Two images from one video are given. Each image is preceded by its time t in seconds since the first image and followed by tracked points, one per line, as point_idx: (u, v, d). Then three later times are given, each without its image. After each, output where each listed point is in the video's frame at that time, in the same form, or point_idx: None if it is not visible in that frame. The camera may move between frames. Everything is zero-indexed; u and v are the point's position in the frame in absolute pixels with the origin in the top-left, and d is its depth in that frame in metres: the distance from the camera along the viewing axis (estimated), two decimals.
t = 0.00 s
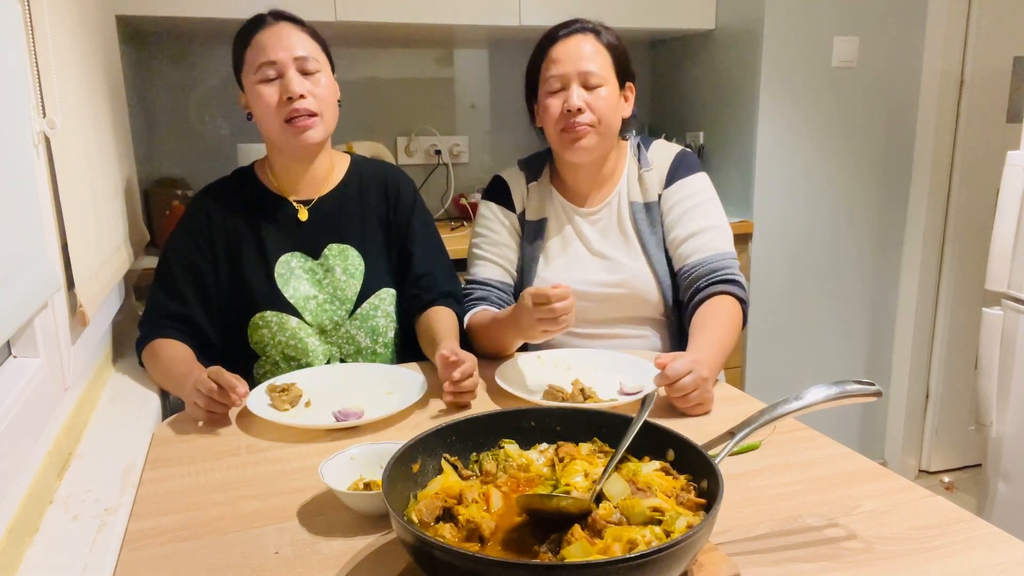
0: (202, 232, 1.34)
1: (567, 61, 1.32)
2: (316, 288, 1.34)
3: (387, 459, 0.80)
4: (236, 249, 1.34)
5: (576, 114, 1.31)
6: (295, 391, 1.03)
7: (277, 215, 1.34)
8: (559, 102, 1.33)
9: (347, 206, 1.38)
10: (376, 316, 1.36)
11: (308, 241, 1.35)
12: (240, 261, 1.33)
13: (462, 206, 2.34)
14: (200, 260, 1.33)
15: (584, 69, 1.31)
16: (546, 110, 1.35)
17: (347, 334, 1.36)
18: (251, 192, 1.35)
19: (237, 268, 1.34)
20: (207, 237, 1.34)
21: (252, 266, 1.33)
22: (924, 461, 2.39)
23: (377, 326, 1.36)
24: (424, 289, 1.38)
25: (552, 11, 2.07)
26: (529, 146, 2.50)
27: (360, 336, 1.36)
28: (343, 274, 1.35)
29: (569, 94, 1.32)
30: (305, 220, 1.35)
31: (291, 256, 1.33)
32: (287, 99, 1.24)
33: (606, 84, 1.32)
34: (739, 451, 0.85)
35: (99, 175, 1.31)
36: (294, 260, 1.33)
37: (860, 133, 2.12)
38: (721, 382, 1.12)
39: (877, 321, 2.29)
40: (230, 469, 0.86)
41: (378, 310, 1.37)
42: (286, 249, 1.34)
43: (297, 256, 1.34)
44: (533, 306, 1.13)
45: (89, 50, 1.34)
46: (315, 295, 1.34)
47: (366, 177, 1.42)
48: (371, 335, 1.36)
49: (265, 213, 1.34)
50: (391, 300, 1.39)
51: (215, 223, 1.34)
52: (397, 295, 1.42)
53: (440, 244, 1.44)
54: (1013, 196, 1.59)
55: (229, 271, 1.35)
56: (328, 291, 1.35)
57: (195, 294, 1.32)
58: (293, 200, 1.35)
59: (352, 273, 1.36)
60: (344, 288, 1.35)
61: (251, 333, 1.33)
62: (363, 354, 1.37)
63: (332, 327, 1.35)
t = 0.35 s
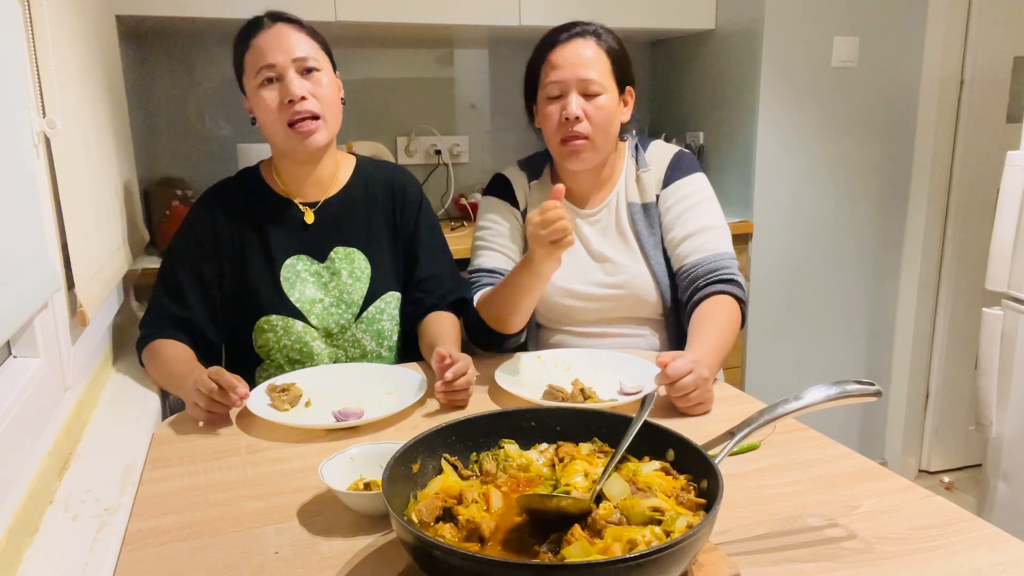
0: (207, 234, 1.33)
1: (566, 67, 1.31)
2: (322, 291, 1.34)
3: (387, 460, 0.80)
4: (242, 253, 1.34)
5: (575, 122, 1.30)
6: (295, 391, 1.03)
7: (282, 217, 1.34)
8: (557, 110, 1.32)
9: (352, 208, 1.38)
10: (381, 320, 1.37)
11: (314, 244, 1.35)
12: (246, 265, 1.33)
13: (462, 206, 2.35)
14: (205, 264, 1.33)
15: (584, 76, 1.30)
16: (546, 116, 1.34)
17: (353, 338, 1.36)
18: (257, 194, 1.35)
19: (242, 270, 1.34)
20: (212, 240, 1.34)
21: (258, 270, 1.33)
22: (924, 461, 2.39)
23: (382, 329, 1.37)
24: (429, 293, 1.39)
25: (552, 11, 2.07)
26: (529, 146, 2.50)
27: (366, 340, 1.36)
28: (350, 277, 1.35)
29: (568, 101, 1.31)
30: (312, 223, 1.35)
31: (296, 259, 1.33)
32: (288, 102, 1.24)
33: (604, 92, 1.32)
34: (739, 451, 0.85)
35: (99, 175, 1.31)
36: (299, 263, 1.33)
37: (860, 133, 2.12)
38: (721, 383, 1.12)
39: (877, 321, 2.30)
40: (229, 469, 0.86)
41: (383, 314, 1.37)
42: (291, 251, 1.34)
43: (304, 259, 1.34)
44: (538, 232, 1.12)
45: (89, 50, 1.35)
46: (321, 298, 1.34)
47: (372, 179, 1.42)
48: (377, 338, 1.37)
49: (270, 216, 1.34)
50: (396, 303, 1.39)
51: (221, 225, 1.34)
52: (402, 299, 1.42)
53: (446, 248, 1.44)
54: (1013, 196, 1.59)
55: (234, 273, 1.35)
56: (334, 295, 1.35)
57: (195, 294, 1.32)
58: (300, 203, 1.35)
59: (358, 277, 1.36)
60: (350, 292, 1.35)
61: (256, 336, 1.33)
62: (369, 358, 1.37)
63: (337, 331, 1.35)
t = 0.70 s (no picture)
0: (209, 235, 1.34)
1: (571, 71, 1.30)
2: (321, 291, 1.34)
3: (387, 460, 0.80)
4: (242, 253, 1.34)
5: (580, 127, 1.31)
6: (295, 391, 1.03)
7: (282, 218, 1.34)
8: (561, 116, 1.32)
9: (352, 209, 1.38)
10: (381, 320, 1.37)
11: (314, 244, 1.35)
12: (246, 266, 1.33)
13: (462, 206, 2.35)
14: (206, 266, 1.33)
15: (590, 82, 1.29)
16: (549, 119, 1.34)
17: (353, 338, 1.35)
18: (257, 195, 1.35)
19: (243, 271, 1.34)
20: (213, 241, 1.34)
21: (258, 271, 1.33)
22: (924, 461, 2.39)
23: (381, 330, 1.37)
24: (430, 291, 1.40)
25: (552, 10, 2.07)
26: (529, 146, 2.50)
27: (366, 340, 1.36)
28: (349, 277, 1.35)
29: (572, 106, 1.30)
30: (312, 223, 1.35)
31: (296, 259, 1.33)
32: (290, 103, 1.24)
33: (609, 99, 1.31)
34: (739, 451, 0.85)
35: (99, 175, 1.31)
36: (299, 263, 1.33)
37: (860, 133, 2.12)
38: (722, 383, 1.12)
39: (877, 321, 2.30)
40: (229, 469, 0.86)
41: (383, 314, 1.37)
42: (291, 251, 1.34)
43: (304, 259, 1.34)
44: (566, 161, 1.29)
45: (89, 50, 1.35)
46: (320, 298, 1.34)
47: (372, 180, 1.42)
48: (376, 338, 1.36)
49: (270, 216, 1.34)
50: (396, 303, 1.39)
51: (221, 228, 1.34)
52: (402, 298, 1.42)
53: (448, 248, 1.44)
54: (1013, 196, 1.59)
55: (235, 274, 1.35)
56: (333, 295, 1.35)
57: (196, 295, 1.32)
58: (300, 203, 1.35)
59: (357, 277, 1.36)
60: (350, 292, 1.35)
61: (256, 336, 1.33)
62: (368, 358, 1.37)
63: (338, 331, 1.35)
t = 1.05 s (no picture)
0: (208, 234, 1.33)
1: (578, 72, 1.29)
2: (320, 288, 1.34)
3: (387, 459, 0.80)
4: (242, 252, 1.34)
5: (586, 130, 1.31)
6: (295, 391, 1.03)
7: (280, 216, 1.34)
8: (567, 118, 1.31)
9: (349, 206, 1.38)
10: (379, 316, 1.37)
11: (311, 241, 1.35)
12: (245, 265, 1.33)
13: (462, 206, 2.35)
14: (207, 265, 1.33)
15: (596, 83, 1.29)
16: (554, 122, 1.33)
17: (351, 334, 1.35)
18: (254, 193, 1.35)
19: (243, 270, 1.34)
20: (212, 241, 1.34)
21: (258, 269, 1.33)
22: (924, 461, 2.39)
23: (380, 326, 1.37)
24: (430, 288, 1.40)
25: (552, 10, 2.07)
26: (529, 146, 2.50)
27: (364, 336, 1.36)
28: (348, 275, 1.35)
29: (578, 108, 1.30)
30: (309, 220, 1.34)
31: (294, 257, 1.33)
32: (292, 105, 1.25)
33: (615, 100, 1.31)
34: (739, 451, 0.85)
35: (99, 175, 1.31)
36: (298, 261, 1.33)
37: (860, 133, 2.12)
38: (722, 384, 1.12)
39: (877, 321, 2.30)
40: (229, 469, 0.86)
41: (381, 310, 1.37)
42: (290, 249, 1.34)
43: (302, 256, 1.34)
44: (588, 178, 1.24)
45: (89, 50, 1.34)
46: (319, 295, 1.34)
47: (369, 178, 1.41)
48: (375, 334, 1.36)
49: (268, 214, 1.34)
50: (394, 300, 1.39)
51: (221, 227, 1.33)
52: (400, 295, 1.42)
53: (445, 245, 1.44)
54: (1013, 196, 1.59)
55: (235, 274, 1.35)
56: (332, 292, 1.35)
57: (196, 294, 1.32)
58: (297, 201, 1.35)
59: (355, 274, 1.36)
60: (348, 289, 1.35)
61: (256, 333, 1.33)
62: (367, 355, 1.37)
63: (336, 328, 1.35)
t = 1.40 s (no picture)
0: (207, 234, 1.33)
1: (582, 77, 1.29)
2: (318, 284, 1.34)
3: (387, 459, 0.80)
4: (241, 252, 1.34)
5: (589, 135, 1.32)
6: (295, 391, 1.03)
7: (278, 215, 1.34)
8: (570, 122, 1.32)
9: (345, 204, 1.38)
10: (377, 310, 1.37)
11: (309, 239, 1.35)
12: (244, 264, 1.33)
13: (462, 206, 2.35)
14: (207, 264, 1.33)
15: (600, 90, 1.29)
16: (557, 126, 1.34)
17: (349, 329, 1.36)
18: (250, 192, 1.35)
19: (242, 269, 1.34)
20: (212, 240, 1.34)
21: (256, 266, 1.33)
22: (924, 461, 2.39)
23: (377, 319, 1.37)
24: (427, 281, 1.40)
25: (552, 11, 2.07)
26: (529, 147, 2.50)
27: (362, 330, 1.36)
28: (344, 269, 1.35)
29: (582, 114, 1.31)
30: (306, 219, 1.35)
31: (292, 253, 1.33)
32: (285, 108, 1.25)
33: (618, 106, 1.31)
34: (739, 451, 0.84)
35: (99, 175, 1.31)
36: (295, 258, 1.33)
37: (860, 133, 2.12)
38: (722, 384, 1.12)
39: (876, 321, 2.30)
40: (229, 469, 0.86)
41: (379, 304, 1.38)
42: (288, 245, 1.34)
43: (299, 254, 1.34)
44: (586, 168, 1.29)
45: (89, 50, 1.34)
46: (317, 291, 1.34)
47: (363, 176, 1.41)
48: (373, 328, 1.37)
49: (266, 213, 1.34)
50: (391, 293, 1.40)
51: (221, 226, 1.33)
52: (396, 288, 1.43)
53: (439, 240, 1.44)
54: (1013, 196, 1.59)
55: (234, 274, 1.35)
56: (330, 288, 1.35)
57: (196, 294, 1.31)
58: (293, 200, 1.35)
59: (352, 269, 1.36)
60: (345, 284, 1.36)
61: (255, 330, 1.33)
62: (366, 349, 1.37)
63: (335, 322, 1.35)
